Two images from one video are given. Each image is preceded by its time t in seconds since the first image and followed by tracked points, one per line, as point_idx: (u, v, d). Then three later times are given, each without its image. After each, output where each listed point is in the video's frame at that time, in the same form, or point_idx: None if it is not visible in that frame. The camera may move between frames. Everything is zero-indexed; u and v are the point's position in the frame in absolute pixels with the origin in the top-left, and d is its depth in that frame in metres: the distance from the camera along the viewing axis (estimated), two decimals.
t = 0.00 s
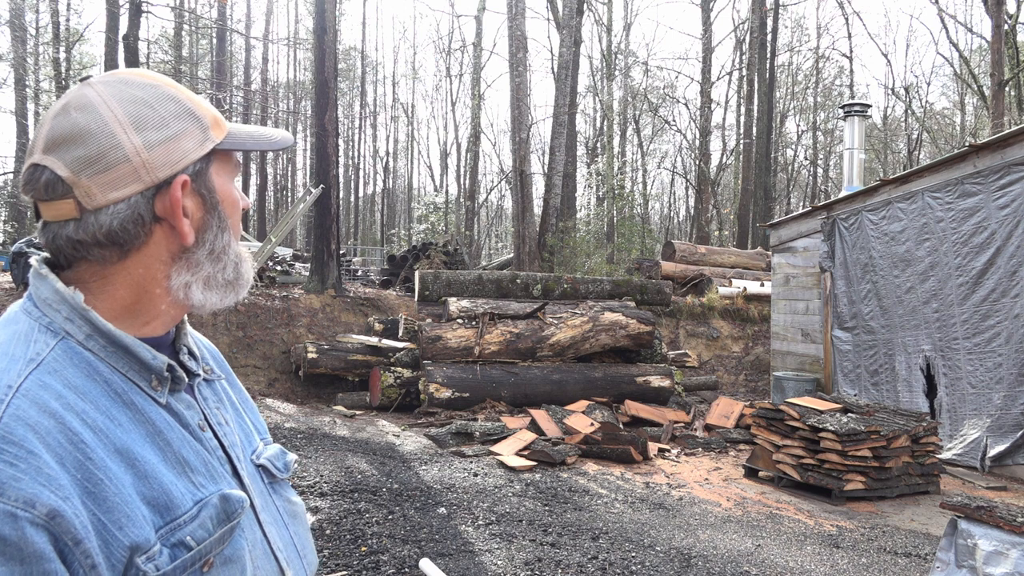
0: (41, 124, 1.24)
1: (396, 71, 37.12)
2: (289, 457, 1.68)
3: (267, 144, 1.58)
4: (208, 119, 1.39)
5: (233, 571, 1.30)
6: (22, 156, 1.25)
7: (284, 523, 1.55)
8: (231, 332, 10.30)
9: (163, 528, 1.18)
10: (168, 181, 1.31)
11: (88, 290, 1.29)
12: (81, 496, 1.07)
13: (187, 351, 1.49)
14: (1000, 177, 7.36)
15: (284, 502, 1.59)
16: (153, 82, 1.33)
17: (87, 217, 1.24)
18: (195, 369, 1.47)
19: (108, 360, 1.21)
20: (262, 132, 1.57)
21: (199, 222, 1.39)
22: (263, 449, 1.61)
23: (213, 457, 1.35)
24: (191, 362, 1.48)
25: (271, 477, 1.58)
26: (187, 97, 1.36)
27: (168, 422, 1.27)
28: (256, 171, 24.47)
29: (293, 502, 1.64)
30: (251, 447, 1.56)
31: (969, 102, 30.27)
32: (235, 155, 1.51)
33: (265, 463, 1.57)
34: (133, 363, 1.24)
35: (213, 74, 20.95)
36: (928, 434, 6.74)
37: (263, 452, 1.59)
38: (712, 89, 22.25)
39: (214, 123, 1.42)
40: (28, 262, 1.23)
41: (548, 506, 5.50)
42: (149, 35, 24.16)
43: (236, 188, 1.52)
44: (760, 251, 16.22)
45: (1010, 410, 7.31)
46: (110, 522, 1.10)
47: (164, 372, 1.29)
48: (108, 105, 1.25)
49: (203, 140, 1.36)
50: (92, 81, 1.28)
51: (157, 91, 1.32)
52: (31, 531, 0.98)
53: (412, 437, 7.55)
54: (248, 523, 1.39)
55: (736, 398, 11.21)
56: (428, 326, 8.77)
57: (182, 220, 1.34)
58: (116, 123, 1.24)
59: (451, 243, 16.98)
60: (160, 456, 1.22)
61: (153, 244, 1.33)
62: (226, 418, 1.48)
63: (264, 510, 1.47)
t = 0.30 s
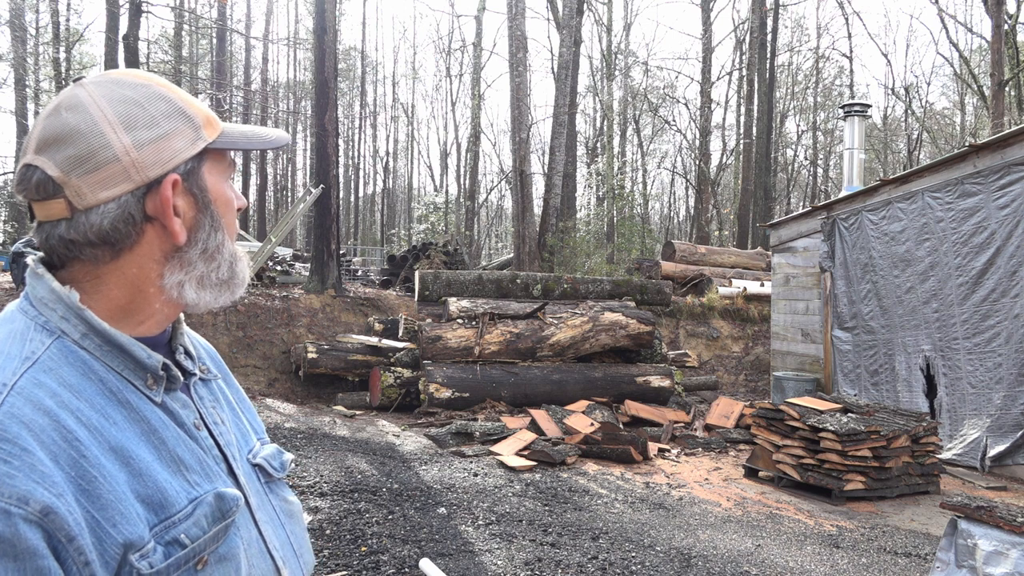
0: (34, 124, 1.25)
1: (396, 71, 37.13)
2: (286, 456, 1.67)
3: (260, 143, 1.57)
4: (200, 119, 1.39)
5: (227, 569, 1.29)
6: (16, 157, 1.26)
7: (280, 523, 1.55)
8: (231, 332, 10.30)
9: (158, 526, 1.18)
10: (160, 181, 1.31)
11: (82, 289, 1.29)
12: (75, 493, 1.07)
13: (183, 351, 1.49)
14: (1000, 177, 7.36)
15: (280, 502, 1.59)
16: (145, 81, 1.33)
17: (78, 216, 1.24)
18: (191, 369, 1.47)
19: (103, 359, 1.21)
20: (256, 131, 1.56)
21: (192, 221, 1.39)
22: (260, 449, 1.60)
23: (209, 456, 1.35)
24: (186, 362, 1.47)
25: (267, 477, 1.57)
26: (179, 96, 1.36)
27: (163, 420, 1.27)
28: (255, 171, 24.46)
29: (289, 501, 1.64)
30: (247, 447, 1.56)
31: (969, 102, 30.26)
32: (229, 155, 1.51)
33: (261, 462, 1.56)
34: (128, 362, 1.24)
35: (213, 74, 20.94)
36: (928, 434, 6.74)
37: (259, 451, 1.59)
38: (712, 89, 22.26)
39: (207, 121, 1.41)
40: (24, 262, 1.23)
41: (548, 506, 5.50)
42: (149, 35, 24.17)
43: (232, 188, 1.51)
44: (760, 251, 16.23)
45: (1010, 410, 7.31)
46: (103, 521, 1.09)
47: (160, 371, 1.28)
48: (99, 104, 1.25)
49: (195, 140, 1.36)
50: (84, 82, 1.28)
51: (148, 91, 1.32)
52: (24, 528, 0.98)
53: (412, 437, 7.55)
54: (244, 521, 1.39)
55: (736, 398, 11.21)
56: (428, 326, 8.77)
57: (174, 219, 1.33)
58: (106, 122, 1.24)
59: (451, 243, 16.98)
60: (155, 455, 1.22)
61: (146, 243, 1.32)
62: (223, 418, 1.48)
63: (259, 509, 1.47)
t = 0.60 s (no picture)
0: (29, 124, 1.26)
1: (396, 72, 37.16)
2: (284, 455, 1.68)
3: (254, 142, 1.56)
4: (193, 117, 1.39)
5: (223, 569, 1.29)
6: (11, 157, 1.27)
7: (278, 522, 1.55)
8: (231, 332, 10.30)
9: (154, 527, 1.18)
10: (151, 179, 1.30)
11: (77, 289, 1.29)
12: (70, 493, 1.07)
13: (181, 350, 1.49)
14: (1000, 177, 7.36)
15: (279, 501, 1.59)
16: (138, 79, 1.33)
17: (70, 216, 1.25)
18: (188, 368, 1.48)
19: (100, 358, 1.22)
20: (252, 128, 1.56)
21: (186, 221, 1.39)
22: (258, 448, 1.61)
23: (208, 454, 1.36)
24: (184, 361, 1.48)
25: (265, 477, 1.58)
26: (173, 94, 1.36)
27: (160, 419, 1.27)
28: (255, 171, 24.47)
29: (288, 501, 1.64)
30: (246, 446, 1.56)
31: (970, 102, 30.24)
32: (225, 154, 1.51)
33: (259, 461, 1.56)
34: (124, 362, 1.24)
35: (213, 74, 20.94)
36: (928, 434, 6.74)
37: (257, 450, 1.59)
38: (712, 89, 22.26)
39: (202, 120, 1.41)
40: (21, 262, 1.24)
41: (548, 506, 5.50)
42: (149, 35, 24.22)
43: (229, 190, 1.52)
44: (760, 251, 16.23)
45: (1010, 410, 7.30)
46: (98, 519, 1.09)
47: (156, 371, 1.28)
48: (91, 104, 1.25)
49: (190, 139, 1.36)
50: (77, 81, 1.29)
51: (141, 90, 1.31)
52: (18, 527, 0.98)
53: (412, 437, 7.54)
54: (241, 521, 1.39)
55: (736, 398, 11.22)
56: (428, 326, 8.77)
57: (167, 218, 1.33)
58: (98, 121, 1.24)
59: (451, 243, 16.97)
60: (151, 454, 1.22)
61: (139, 242, 1.32)
62: (220, 417, 1.48)
63: (259, 507, 1.47)
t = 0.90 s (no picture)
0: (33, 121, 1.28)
1: (396, 71, 37.16)
2: (286, 455, 1.67)
3: (258, 141, 1.54)
4: (190, 116, 1.38)
5: (219, 568, 1.28)
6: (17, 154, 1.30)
7: (280, 523, 1.54)
8: (231, 332, 10.30)
9: (149, 524, 1.17)
10: (148, 178, 1.30)
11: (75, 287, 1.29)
12: (64, 490, 1.07)
13: (184, 349, 1.49)
14: (1000, 177, 7.35)
15: (280, 501, 1.58)
16: (137, 78, 1.33)
17: (65, 212, 1.26)
18: (190, 367, 1.47)
19: (99, 356, 1.22)
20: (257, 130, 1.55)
21: (181, 221, 1.37)
22: (260, 449, 1.60)
23: (208, 453, 1.35)
24: (186, 360, 1.48)
25: (268, 477, 1.57)
26: (172, 93, 1.36)
27: (159, 418, 1.27)
28: (255, 171, 24.45)
29: (290, 501, 1.63)
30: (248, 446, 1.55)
31: (970, 102, 30.24)
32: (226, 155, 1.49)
33: (261, 461, 1.56)
34: (124, 360, 1.24)
35: (213, 74, 20.93)
36: (928, 434, 6.74)
37: (259, 450, 1.59)
38: (712, 89, 22.26)
39: (202, 120, 1.40)
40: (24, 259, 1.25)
41: (548, 506, 5.50)
42: (149, 35, 24.25)
43: (229, 192, 1.51)
44: (760, 251, 16.23)
45: (1010, 410, 7.31)
46: (92, 517, 1.09)
47: (155, 368, 1.28)
48: (88, 101, 1.26)
49: (186, 137, 1.35)
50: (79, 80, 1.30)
51: (138, 89, 1.31)
52: (12, 522, 0.98)
53: (412, 437, 7.54)
54: (240, 520, 1.38)
55: (736, 397, 11.22)
56: (428, 326, 8.76)
57: (160, 218, 1.32)
58: (92, 118, 1.24)
59: (451, 243, 16.97)
60: (148, 452, 1.22)
61: (132, 241, 1.31)
62: (222, 416, 1.47)
63: (259, 508, 1.46)
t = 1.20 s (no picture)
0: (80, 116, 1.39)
1: (396, 71, 37.18)
2: (302, 465, 1.62)
3: (257, 146, 1.38)
4: (171, 113, 1.28)
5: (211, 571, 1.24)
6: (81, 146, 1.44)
7: (288, 532, 1.50)
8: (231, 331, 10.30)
9: (141, 520, 1.15)
10: (96, 173, 1.26)
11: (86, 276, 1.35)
12: (58, 477, 1.07)
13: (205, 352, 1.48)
14: (1000, 177, 7.35)
15: (292, 510, 1.54)
16: (137, 76, 1.30)
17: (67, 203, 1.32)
18: (209, 368, 1.47)
19: (112, 349, 1.23)
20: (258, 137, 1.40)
21: (149, 222, 1.32)
22: (275, 455, 1.56)
23: (216, 453, 1.34)
24: (205, 362, 1.47)
25: (279, 485, 1.53)
26: (156, 88, 1.28)
27: (167, 414, 1.26)
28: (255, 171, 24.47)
29: (302, 512, 1.58)
30: (261, 451, 1.52)
31: (970, 102, 30.23)
32: (223, 159, 1.38)
33: (274, 468, 1.53)
34: (136, 355, 1.26)
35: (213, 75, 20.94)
36: (928, 434, 6.74)
37: (273, 456, 1.55)
38: (711, 89, 22.27)
39: (186, 119, 1.30)
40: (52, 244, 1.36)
41: (548, 506, 5.50)
42: (149, 35, 24.28)
43: (221, 199, 1.38)
44: (760, 251, 16.23)
45: (1010, 410, 7.30)
46: (85, 505, 1.08)
47: (166, 365, 1.28)
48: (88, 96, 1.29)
49: (157, 136, 1.27)
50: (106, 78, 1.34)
51: (125, 85, 1.28)
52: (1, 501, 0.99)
53: (412, 437, 7.54)
54: (242, 525, 1.35)
55: (736, 398, 11.22)
56: (428, 326, 8.76)
57: (118, 215, 1.29)
58: (79, 113, 1.26)
59: (451, 243, 16.96)
60: (152, 448, 1.21)
61: (108, 236, 1.31)
62: (238, 419, 1.46)
63: (264, 515, 1.42)
